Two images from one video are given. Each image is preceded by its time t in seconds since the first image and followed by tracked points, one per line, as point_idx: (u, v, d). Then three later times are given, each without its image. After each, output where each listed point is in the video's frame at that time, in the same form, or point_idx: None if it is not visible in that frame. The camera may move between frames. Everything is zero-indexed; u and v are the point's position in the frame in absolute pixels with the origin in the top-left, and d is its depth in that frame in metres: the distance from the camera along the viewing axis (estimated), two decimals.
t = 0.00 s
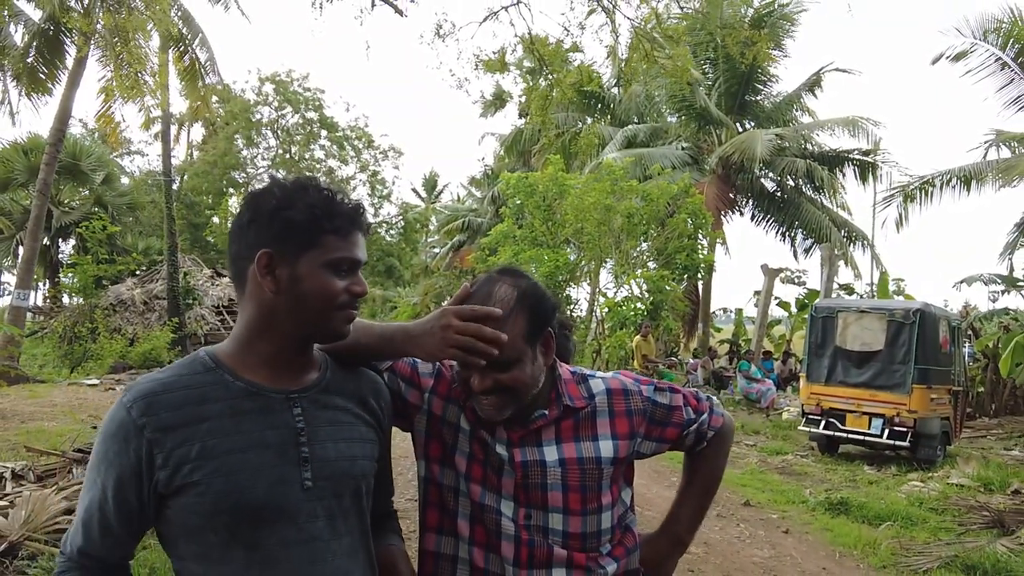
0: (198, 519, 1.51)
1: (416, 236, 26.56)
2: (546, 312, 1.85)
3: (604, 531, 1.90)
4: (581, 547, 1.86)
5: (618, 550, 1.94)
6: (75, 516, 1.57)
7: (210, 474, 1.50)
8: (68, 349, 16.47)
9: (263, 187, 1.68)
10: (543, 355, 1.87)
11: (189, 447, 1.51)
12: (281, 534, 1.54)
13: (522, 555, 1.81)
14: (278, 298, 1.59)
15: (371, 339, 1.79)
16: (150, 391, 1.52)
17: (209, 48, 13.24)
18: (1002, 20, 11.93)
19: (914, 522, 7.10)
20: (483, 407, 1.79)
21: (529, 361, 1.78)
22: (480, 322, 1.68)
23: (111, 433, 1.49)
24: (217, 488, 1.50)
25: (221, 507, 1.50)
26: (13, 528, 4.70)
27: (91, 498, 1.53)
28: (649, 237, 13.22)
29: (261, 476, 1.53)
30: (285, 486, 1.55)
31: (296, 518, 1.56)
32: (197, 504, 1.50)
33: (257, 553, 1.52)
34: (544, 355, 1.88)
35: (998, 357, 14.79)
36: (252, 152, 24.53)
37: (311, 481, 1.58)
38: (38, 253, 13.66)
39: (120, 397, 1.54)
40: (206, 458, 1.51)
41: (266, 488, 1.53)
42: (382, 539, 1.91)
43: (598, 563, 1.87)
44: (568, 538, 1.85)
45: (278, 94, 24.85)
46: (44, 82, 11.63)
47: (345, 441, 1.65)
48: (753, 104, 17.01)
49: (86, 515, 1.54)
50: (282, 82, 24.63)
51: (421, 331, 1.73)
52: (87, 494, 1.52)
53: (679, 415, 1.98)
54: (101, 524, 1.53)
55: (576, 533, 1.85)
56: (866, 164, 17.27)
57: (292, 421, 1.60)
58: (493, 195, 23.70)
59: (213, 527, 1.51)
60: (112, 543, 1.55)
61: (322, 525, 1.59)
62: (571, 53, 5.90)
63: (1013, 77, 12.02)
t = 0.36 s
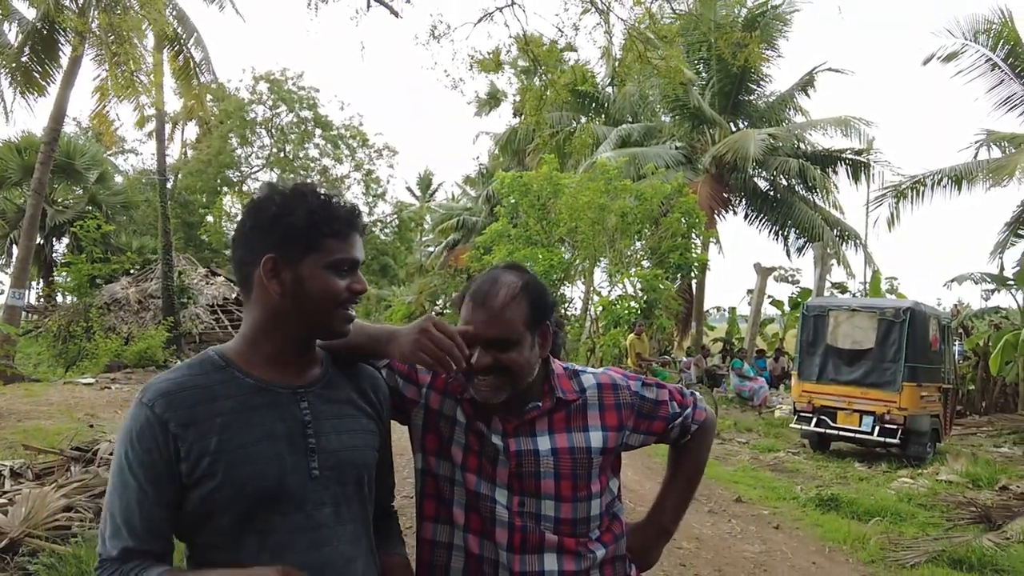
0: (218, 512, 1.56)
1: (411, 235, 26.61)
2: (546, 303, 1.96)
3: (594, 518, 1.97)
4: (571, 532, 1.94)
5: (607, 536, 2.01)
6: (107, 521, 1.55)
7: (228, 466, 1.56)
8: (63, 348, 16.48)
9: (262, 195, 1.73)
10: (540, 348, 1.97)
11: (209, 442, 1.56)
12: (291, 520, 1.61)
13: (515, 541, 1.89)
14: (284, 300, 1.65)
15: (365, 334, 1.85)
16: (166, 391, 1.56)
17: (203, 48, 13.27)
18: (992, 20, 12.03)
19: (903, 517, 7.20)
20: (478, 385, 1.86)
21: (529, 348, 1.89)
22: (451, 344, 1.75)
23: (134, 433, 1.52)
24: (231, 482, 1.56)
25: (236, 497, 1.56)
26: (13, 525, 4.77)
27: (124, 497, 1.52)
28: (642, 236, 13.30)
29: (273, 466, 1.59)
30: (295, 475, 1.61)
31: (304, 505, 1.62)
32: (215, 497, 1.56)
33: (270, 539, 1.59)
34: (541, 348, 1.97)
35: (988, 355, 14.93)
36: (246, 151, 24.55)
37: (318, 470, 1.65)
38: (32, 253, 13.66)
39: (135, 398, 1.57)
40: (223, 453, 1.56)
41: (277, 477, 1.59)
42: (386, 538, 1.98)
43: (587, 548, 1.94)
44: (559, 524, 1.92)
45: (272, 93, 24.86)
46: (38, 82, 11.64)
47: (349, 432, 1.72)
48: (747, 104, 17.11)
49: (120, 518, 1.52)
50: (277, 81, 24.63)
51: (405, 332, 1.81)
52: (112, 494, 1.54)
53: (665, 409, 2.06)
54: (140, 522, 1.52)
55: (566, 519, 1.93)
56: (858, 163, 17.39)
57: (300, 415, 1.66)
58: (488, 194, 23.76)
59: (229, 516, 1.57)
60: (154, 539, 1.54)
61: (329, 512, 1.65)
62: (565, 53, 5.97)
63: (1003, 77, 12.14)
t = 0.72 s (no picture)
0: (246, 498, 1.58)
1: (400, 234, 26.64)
2: (550, 293, 2.13)
3: (584, 503, 2.04)
4: (563, 517, 2.00)
5: (595, 522, 2.07)
6: (146, 516, 1.49)
7: (251, 452, 1.58)
8: (51, 347, 16.42)
9: (258, 199, 1.76)
10: (541, 335, 2.11)
11: (237, 426, 1.58)
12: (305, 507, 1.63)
13: (508, 523, 1.95)
14: (289, 298, 1.70)
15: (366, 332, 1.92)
16: (189, 381, 1.57)
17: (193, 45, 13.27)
18: (976, 22, 12.18)
19: (887, 512, 7.32)
20: (479, 355, 2.01)
21: (531, 329, 2.04)
22: (439, 362, 1.84)
23: (164, 421, 1.51)
24: (252, 470, 1.58)
25: (258, 486, 1.58)
26: (8, 522, 4.82)
27: (170, 483, 1.48)
28: (631, 235, 13.40)
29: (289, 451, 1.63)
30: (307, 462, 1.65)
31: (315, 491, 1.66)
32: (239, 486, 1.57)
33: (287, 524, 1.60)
34: (542, 334, 2.12)
35: (971, 353, 15.13)
36: (234, 149, 24.49)
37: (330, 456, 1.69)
38: (20, 251, 13.60)
39: (154, 390, 1.56)
40: (248, 438, 1.58)
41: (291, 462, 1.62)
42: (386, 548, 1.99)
43: (577, 532, 2.00)
44: (551, 508, 1.99)
45: (260, 91, 24.81)
46: (24, 80, 11.60)
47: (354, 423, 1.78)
48: (734, 104, 17.25)
49: (166, 507, 1.47)
50: (265, 79, 24.57)
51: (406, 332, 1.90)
52: (146, 483, 1.49)
53: (654, 403, 2.14)
54: (186, 507, 1.48)
55: (559, 503, 1.99)
56: (844, 163, 17.57)
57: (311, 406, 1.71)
58: (477, 193, 23.84)
59: (250, 504, 1.58)
60: (206, 523, 1.50)
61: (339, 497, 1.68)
62: (555, 52, 6.04)
63: (987, 79, 12.31)
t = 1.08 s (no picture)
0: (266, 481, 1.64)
1: (384, 233, 26.62)
2: (550, 289, 2.21)
3: (571, 489, 2.10)
4: (550, 501, 2.06)
5: (582, 507, 2.14)
6: (183, 494, 1.52)
7: (270, 435, 1.64)
8: (30, 346, 16.26)
9: (259, 198, 1.82)
10: (536, 329, 2.18)
11: (258, 411, 1.64)
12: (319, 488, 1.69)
13: (498, 507, 2.02)
14: (298, 288, 1.74)
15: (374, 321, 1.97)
16: (208, 368, 1.62)
17: (176, 43, 13.20)
18: (954, 26, 12.39)
19: (866, 506, 7.46)
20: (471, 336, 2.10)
21: (526, 318, 2.13)
22: (466, 320, 1.91)
23: (189, 404, 1.56)
24: (270, 454, 1.64)
25: (278, 468, 1.65)
26: None
27: (204, 461, 1.53)
28: (614, 234, 13.50)
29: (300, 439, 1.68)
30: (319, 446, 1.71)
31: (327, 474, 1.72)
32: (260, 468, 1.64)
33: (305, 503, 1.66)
34: (539, 329, 2.20)
35: (949, 352, 15.36)
36: (216, 147, 24.37)
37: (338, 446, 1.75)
38: None
39: (174, 377, 1.61)
40: (267, 423, 1.65)
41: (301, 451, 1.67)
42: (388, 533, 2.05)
43: (563, 517, 2.07)
44: (540, 492, 2.05)
45: (243, 89, 24.68)
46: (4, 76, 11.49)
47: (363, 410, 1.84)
48: (716, 105, 17.42)
49: (201, 484, 1.52)
50: (248, 77, 24.44)
51: (417, 309, 1.95)
52: (179, 466, 1.53)
53: (641, 394, 2.21)
54: (219, 483, 1.53)
55: (547, 487, 2.06)
56: (825, 164, 17.79)
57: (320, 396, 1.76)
58: (461, 193, 23.87)
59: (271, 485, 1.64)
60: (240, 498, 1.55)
61: (346, 482, 1.74)
62: (539, 52, 6.10)
63: (964, 82, 12.53)
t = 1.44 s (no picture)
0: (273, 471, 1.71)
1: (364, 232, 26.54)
2: (537, 288, 2.25)
3: (550, 478, 2.16)
4: (529, 489, 2.12)
5: (562, 496, 2.19)
6: (205, 477, 1.56)
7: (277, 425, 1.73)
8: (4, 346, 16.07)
9: (265, 198, 1.86)
10: (516, 327, 2.19)
11: (268, 403, 1.72)
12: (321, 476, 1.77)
13: (479, 494, 2.09)
14: (304, 284, 1.79)
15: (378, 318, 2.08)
16: (218, 359, 1.69)
17: (154, 40, 13.10)
18: (926, 31, 12.63)
19: (839, 502, 7.61)
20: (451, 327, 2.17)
21: (506, 313, 2.16)
22: (464, 308, 2.05)
23: (203, 394, 1.62)
24: (277, 443, 1.72)
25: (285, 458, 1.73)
26: None
27: (221, 447, 1.59)
28: (594, 234, 13.61)
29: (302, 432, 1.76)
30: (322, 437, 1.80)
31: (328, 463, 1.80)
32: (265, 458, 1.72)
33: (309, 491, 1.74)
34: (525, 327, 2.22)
35: (922, 350, 15.63)
36: (194, 145, 24.18)
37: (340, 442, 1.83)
38: None
39: (184, 370, 1.66)
40: (275, 416, 1.73)
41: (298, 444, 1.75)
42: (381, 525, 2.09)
43: (542, 504, 2.13)
44: (518, 480, 2.11)
45: (221, 87, 24.51)
46: None
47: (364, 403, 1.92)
48: (695, 107, 17.60)
49: (219, 468, 1.57)
50: (226, 75, 24.27)
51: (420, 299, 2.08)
52: (196, 452, 1.58)
53: (619, 386, 2.28)
54: (237, 469, 1.59)
55: (525, 476, 2.12)
56: (801, 165, 18.04)
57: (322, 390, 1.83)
58: (441, 192, 23.88)
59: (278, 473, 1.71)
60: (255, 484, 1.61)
61: (347, 473, 1.81)
62: (519, 52, 6.16)
63: (937, 86, 12.77)
